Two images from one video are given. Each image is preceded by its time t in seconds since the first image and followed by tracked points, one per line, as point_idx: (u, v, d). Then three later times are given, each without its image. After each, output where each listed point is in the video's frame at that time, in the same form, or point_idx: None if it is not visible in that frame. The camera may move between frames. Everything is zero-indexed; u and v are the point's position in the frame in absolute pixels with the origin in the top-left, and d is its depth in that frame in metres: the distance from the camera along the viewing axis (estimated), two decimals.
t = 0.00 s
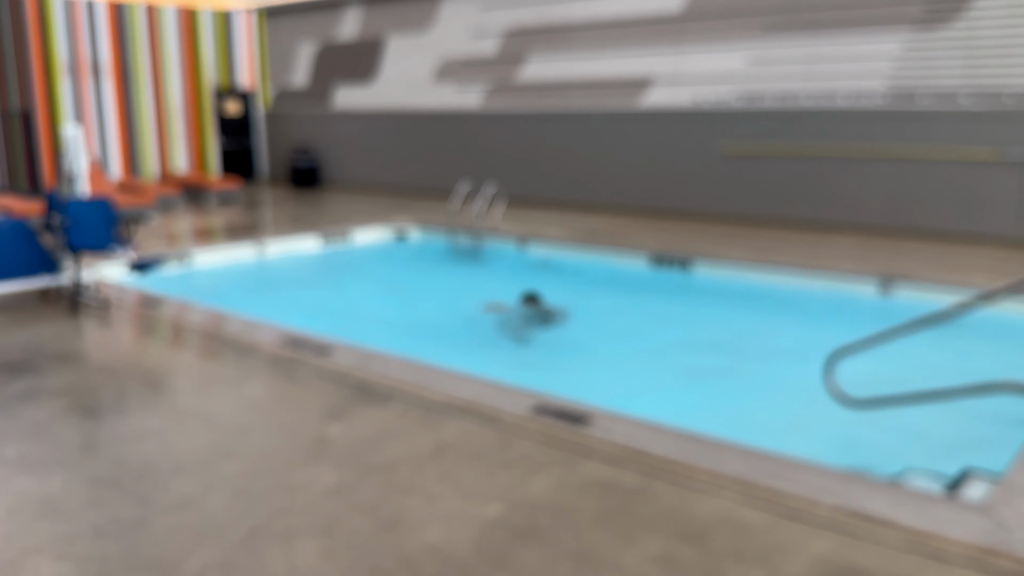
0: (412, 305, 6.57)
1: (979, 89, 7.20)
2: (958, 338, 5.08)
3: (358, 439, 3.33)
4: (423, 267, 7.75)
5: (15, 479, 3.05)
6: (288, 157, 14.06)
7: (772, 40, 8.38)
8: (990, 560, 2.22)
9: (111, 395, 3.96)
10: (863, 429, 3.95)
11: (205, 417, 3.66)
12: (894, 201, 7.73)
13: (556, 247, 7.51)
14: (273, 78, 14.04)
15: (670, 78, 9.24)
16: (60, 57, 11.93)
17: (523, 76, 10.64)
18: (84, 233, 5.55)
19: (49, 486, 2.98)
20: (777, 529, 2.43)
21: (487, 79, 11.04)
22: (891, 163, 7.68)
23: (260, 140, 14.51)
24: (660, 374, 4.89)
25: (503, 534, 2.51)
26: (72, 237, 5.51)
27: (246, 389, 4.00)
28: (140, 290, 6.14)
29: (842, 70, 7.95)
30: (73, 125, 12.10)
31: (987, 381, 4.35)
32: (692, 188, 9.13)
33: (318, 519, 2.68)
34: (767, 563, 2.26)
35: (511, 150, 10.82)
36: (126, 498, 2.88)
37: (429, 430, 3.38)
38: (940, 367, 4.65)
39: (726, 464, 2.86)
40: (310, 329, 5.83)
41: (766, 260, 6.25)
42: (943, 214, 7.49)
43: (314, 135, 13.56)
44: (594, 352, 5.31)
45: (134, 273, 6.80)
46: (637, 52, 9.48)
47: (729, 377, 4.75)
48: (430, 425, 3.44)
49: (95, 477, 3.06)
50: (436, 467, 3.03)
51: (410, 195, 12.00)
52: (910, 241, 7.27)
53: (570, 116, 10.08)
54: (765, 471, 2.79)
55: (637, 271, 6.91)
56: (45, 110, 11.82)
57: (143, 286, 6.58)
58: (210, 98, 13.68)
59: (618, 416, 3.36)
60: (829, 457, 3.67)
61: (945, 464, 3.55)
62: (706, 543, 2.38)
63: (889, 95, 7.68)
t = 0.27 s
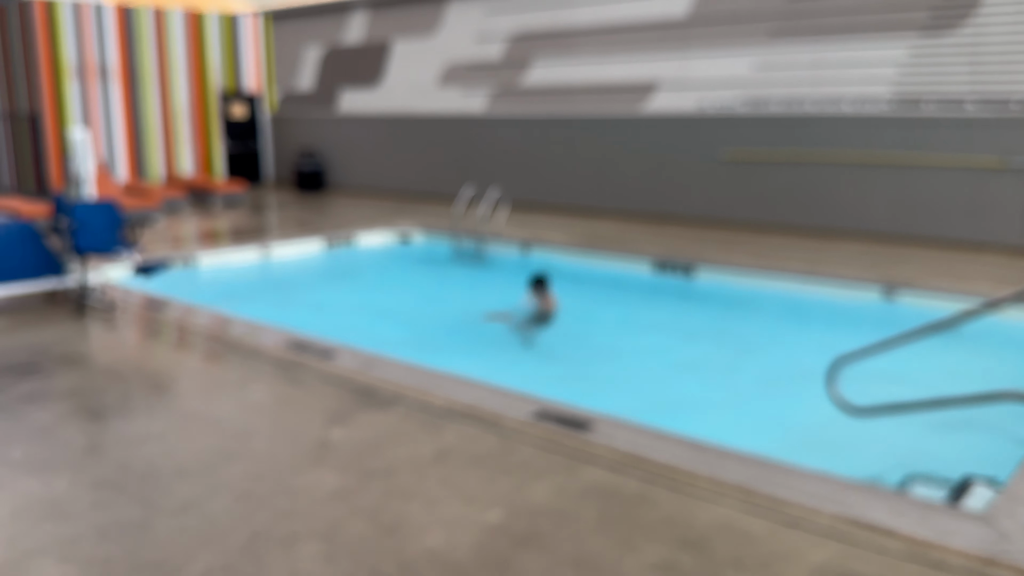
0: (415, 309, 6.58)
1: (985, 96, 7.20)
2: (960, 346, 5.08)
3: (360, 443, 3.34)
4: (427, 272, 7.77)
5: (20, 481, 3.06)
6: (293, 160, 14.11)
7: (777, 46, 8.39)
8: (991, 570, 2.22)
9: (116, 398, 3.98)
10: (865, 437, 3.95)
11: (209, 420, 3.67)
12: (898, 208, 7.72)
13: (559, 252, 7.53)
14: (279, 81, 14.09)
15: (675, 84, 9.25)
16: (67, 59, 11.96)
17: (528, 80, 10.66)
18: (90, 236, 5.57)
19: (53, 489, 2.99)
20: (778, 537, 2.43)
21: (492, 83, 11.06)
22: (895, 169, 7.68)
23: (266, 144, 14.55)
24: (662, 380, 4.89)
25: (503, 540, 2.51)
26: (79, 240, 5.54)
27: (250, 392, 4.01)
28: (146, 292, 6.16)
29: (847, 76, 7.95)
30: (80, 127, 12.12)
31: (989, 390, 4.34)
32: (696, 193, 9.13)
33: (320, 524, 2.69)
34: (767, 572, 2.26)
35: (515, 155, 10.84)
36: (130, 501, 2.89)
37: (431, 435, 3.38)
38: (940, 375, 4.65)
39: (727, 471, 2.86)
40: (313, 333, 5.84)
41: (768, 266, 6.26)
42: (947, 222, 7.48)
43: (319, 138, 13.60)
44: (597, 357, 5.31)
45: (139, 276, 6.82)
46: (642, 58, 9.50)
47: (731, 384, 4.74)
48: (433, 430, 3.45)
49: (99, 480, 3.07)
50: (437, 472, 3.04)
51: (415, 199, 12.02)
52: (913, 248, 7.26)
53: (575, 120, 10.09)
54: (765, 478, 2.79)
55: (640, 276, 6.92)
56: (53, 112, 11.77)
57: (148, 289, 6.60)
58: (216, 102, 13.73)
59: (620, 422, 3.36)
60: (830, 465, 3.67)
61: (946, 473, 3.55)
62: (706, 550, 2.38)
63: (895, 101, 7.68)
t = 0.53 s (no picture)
0: (419, 312, 6.58)
1: (990, 102, 7.17)
2: (964, 353, 5.07)
3: (363, 447, 3.34)
4: (430, 275, 7.77)
5: (24, 483, 3.07)
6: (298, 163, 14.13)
7: (781, 51, 8.39)
8: None
9: (119, 401, 3.98)
10: (868, 444, 3.94)
11: (212, 423, 3.68)
12: (903, 214, 7.71)
13: (564, 257, 7.53)
14: (284, 83, 14.09)
15: (679, 88, 9.25)
16: (72, 61, 12.02)
17: (532, 84, 10.67)
18: (94, 238, 5.59)
19: (56, 492, 3.00)
20: (781, 544, 2.43)
21: (497, 87, 11.07)
22: (899, 175, 7.67)
23: (270, 147, 14.57)
24: (666, 386, 4.87)
25: (506, 545, 2.51)
26: (83, 241, 5.56)
27: (253, 396, 4.01)
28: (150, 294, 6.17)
29: (852, 81, 7.94)
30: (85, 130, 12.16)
31: (994, 398, 4.33)
32: (700, 198, 9.12)
33: (323, 528, 2.69)
34: None
35: (519, 159, 10.84)
36: (133, 504, 2.89)
37: (434, 440, 3.38)
38: (945, 382, 4.64)
39: (730, 477, 2.86)
40: (317, 336, 5.84)
41: (772, 271, 6.25)
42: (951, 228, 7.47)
43: (323, 141, 13.62)
44: (600, 362, 5.30)
45: (143, 278, 6.82)
46: (647, 62, 9.50)
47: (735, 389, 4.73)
48: (436, 435, 3.45)
49: (102, 483, 3.08)
50: (440, 477, 3.03)
51: (418, 202, 12.03)
52: (918, 254, 7.25)
53: (579, 124, 10.10)
54: (769, 485, 2.79)
55: (644, 281, 6.91)
56: (57, 114, 11.92)
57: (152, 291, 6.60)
58: (221, 104, 13.75)
59: (623, 428, 3.36)
60: (835, 473, 3.65)
61: (949, 480, 3.54)
62: (709, 557, 2.38)
63: (899, 106, 7.66)
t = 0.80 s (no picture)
0: (422, 315, 6.60)
1: (995, 106, 7.20)
2: (967, 357, 5.07)
3: (368, 450, 3.36)
4: (434, 278, 7.78)
5: (30, 484, 3.08)
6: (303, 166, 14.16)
7: (786, 54, 8.40)
8: None
9: (125, 402, 4.00)
10: (871, 448, 3.94)
11: (217, 425, 3.69)
12: (906, 217, 7.70)
13: (568, 260, 7.54)
14: (289, 86, 14.15)
15: (684, 91, 9.26)
16: (79, 65, 12.02)
17: (537, 87, 10.69)
18: (100, 240, 5.62)
19: (63, 492, 3.01)
20: (784, 547, 2.43)
21: (501, 89, 11.09)
22: (903, 179, 7.66)
23: (274, 149, 14.58)
24: (669, 389, 4.88)
25: (510, 548, 2.52)
26: (90, 243, 5.58)
27: (258, 398, 4.03)
28: (155, 297, 6.19)
29: (856, 84, 7.95)
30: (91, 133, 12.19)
31: (997, 402, 4.32)
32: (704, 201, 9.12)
33: (328, 530, 2.70)
34: None
35: (523, 161, 10.85)
36: (139, 505, 2.91)
37: (438, 443, 3.39)
38: (947, 386, 4.64)
39: (734, 481, 2.86)
40: (320, 338, 5.86)
41: (776, 275, 6.25)
42: (955, 232, 7.46)
43: (328, 143, 13.65)
44: (603, 365, 5.30)
45: (149, 280, 6.85)
46: (651, 65, 9.51)
47: (737, 393, 4.73)
48: (440, 437, 3.46)
49: (108, 484, 3.09)
50: (445, 480, 3.04)
51: (423, 205, 12.05)
52: (922, 258, 7.24)
53: (583, 127, 10.11)
54: (773, 488, 2.79)
55: (647, 284, 6.91)
56: (63, 116, 11.89)
57: (157, 293, 6.62)
58: (226, 106, 13.78)
59: (627, 431, 3.36)
60: (836, 477, 3.66)
61: (952, 484, 3.53)
62: (713, 560, 2.39)
63: (905, 110, 7.69)
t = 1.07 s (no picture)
0: (427, 317, 6.62)
1: (1001, 107, 7.20)
2: (973, 359, 5.06)
3: (375, 452, 3.37)
4: (440, 280, 7.80)
5: (39, 486, 3.11)
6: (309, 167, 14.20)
7: (791, 55, 8.40)
8: None
9: (132, 404, 4.03)
10: (877, 450, 3.94)
11: (224, 427, 3.71)
12: (912, 219, 7.69)
13: (574, 262, 7.56)
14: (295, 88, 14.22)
15: (689, 92, 9.27)
16: (85, 66, 12.10)
17: (542, 89, 10.71)
18: (108, 242, 5.64)
19: (72, 494, 3.04)
20: (790, 549, 2.44)
21: (507, 91, 11.11)
22: (908, 180, 7.65)
23: (281, 151, 14.66)
24: (674, 391, 4.88)
25: (516, 550, 2.53)
26: (97, 246, 5.61)
27: (265, 400, 4.05)
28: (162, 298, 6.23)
29: (862, 85, 7.96)
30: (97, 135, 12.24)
31: (1002, 404, 4.32)
32: (709, 202, 9.12)
33: (335, 532, 2.71)
34: None
35: (528, 163, 10.87)
36: (147, 507, 2.93)
37: (444, 445, 3.41)
38: (953, 389, 4.63)
39: (740, 483, 2.87)
40: (326, 340, 5.88)
41: (782, 277, 6.25)
42: (961, 233, 7.45)
43: (334, 145, 13.69)
44: (609, 367, 5.32)
45: (156, 282, 6.89)
46: (657, 66, 9.52)
47: (742, 395, 4.74)
48: (447, 439, 3.47)
49: (116, 485, 3.12)
50: (451, 482, 3.06)
51: (428, 207, 12.07)
52: (927, 260, 7.23)
53: (588, 129, 10.12)
54: (778, 491, 2.79)
55: (653, 286, 6.92)
56: (70, 118, 11.98)
57: (164, 295, 6.66)
58: (233, 108, 13.78)
59: (633, 433, 3.37)
60: (840, 479, 3.66)
61: (958, 487, 3.53)
62: (718, 562, 2.39)
63: (910, 111, 7.69)
